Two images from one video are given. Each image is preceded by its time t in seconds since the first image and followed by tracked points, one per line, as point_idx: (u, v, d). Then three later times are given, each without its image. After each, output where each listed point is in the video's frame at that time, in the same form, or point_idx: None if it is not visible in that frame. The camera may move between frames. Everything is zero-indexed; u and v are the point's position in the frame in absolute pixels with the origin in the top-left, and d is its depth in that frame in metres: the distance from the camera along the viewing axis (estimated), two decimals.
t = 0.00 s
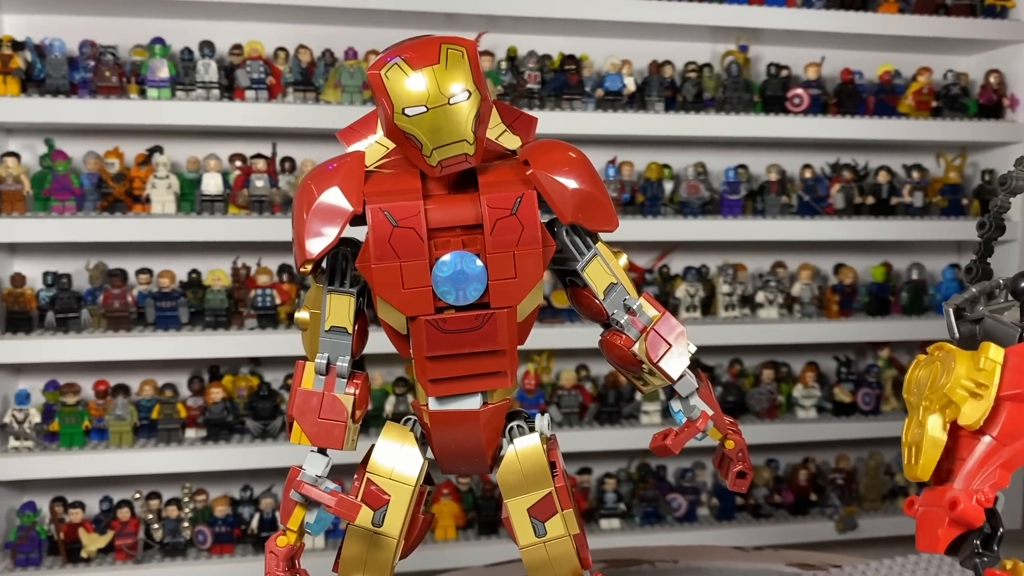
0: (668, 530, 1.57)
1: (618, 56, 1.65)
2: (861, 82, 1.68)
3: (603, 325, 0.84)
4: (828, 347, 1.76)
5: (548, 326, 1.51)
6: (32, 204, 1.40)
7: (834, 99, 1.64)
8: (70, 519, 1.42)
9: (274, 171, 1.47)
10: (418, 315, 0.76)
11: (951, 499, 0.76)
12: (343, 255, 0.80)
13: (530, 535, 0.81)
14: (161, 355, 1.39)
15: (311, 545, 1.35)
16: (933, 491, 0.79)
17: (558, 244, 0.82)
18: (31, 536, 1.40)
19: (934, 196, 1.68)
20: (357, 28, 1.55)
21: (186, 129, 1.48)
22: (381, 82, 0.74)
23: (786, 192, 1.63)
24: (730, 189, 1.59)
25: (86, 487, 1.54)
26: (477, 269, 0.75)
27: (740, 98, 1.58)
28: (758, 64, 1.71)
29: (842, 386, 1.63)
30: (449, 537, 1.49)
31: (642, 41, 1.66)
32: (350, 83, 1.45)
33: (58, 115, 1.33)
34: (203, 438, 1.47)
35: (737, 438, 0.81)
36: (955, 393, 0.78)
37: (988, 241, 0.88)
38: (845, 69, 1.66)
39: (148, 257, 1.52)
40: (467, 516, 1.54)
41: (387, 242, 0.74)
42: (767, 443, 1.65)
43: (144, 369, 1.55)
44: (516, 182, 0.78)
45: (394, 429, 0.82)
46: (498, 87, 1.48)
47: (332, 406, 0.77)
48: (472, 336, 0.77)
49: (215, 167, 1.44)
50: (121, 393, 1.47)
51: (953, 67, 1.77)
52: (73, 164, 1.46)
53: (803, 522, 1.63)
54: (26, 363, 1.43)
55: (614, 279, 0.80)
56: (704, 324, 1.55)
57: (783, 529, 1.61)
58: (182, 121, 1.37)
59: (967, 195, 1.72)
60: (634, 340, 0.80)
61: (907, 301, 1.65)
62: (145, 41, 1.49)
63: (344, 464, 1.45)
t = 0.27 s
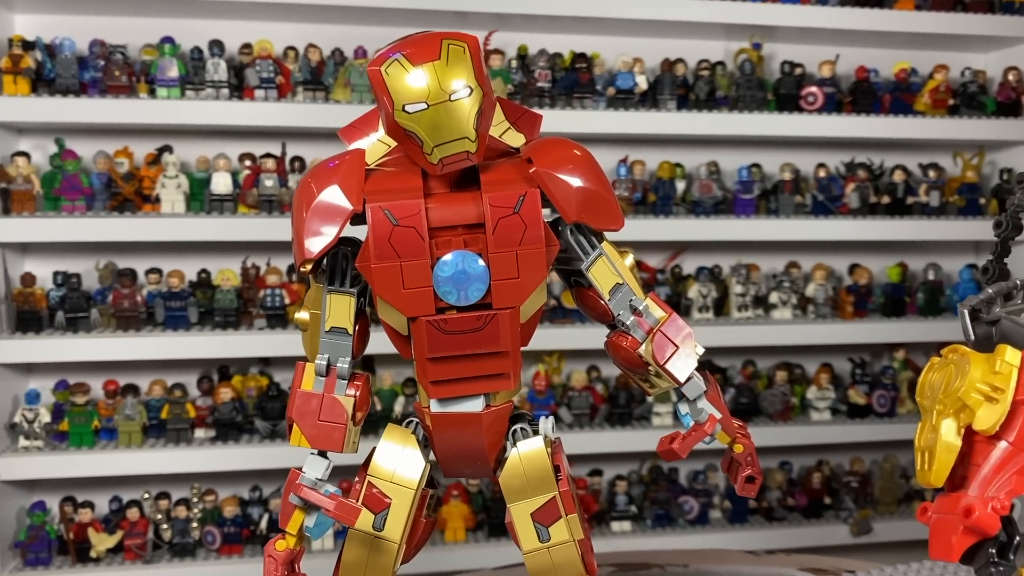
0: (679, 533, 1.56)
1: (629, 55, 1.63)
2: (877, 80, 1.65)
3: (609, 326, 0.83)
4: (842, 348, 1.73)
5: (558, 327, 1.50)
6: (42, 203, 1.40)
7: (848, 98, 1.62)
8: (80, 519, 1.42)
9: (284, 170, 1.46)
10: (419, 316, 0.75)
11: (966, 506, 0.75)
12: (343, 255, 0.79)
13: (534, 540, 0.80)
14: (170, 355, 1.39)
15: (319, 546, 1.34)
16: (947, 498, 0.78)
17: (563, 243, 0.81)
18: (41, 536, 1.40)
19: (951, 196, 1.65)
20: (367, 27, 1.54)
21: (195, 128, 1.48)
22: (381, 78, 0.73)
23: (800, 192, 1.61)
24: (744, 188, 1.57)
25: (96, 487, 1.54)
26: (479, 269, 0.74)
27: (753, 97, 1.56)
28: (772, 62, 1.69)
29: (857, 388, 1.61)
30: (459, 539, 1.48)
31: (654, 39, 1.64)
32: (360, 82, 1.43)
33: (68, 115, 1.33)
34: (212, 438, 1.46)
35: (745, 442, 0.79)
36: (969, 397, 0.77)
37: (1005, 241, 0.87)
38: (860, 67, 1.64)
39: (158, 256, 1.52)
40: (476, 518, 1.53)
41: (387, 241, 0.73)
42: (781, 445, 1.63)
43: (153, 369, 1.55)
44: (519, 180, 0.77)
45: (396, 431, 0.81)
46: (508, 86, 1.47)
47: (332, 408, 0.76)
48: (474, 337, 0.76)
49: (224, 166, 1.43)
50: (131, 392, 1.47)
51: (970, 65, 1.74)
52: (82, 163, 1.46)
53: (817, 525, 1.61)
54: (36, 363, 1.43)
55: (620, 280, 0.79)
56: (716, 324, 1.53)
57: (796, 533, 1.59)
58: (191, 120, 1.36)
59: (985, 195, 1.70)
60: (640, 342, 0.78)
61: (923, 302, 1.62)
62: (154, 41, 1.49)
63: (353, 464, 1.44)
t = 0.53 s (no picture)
0: (688, 535, 1.55)
1: (638, 54, 1.62)
2: (888, 79, 1.64)
3: (612, 328, 0.82)
4: (853, 350, 1.72)
5: (565, 328, 1.49)
6: (51, 204, 1.41)
7: (859, 97, 1.61)
8: (88, 519, 1.42)
9: (291, 171, 1.46)
10: (420, 317, 0.75)
11: (972, 511, 0.74)
12: (343, 256, 0.79)
13: (535, 543, 0.79)
14: (178, 355, 1.39)
15: (325, 547, 1.34)
16: (955, 504, 0.76)
17: (565, 245, 0.80)
18: (49, 535, 1.40)
19: (963, 196, 1.64)
20: (374, 27, 1.54)
21: (203, 129, 1.48)
22: (381, 78, 0.72)
23: (810, 192, 1.59)
24: (753, 188, 1.56)
25: (104, 487, 1.55)
26: (480, 271, 0.74)
27: (763, 96, 1.55)
28: (781, 61, 1.68)
29: (868, 389, 1.59)
30: (466, 541, 1.48)
31: (663, 38, 1.63)
32: (367, 83, 1.44)
33: (76, 116, 1.34)
34: (220, 438, 1.46)
35: (750, 446, 0.78)
36: (977, 400, 0.76)
37: (1015, 242, 0.85)
38: (870, 67, 1.63)
39: (166, 257, 1.52)
40: (483, 519, 1.53)
41: (387, 242, 0.73)
42: (790, 447, 1.62)
43: (161, 370, 1.55)
44: (520, 181, 0.76)
45: (397, 433, 0.81)
46: (515, 86, 1.46)
47: (332, 410, 0.76)
48: (475, 339, 0.76)
49: (232, 167, 1.43)
50: (139, 393, 1.47)
51: (983, 64, 1.73)
52: (91, 164, 1.46)
53: (827, 528, 1.60)
54: (45, 363, 1.44)
55: (623, 281, 0.78)
56: (725, 326, 1.52)
57: (806, 536, 1.58)
58: (198, 121, 1.36)
59: (997, 195, 1.68)
60: (643, 344, 0.78)
61: (934, 303, 1.61)
62: (162, 41, 1.49)
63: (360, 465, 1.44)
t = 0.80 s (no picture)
0: (697, 534, 1.55)
1: (647, 52, 1.62)
2: (898, 77, 1.63)
3: (624, 324, 0.82)
4: (863, 348, 1.71)
5: (575, 326, 1.49)
6: (61, 202, 1.41)
7: (869, 95, 1.60)
8: (98, 517, 1.42)
9: (301, 169, 1.46)
10: (432, 312, 0.75)
11: (989, 508, 0.73)
12: (355, 251, 0.79)
13: (547, 539, 0.79)
14: (187, 353, 1.39)
15: (335, 545, 1.34)
16: (970, 500, 0.76)
17: (578, 240, 0.80)
18: (60, 533, 1.41)
19: (974, 194, 1.63)
20: (383, 25, 1.54)
21: (213, 127, 1.48)
22: (393, 73, 0.72)
23: (820, 190, 1.59)
24: (763, 186, 1.56)
25: (114, 485, 1.55)
26: (492, 266, 0.74)
27: (773, 94, 1.54)
28: (791, 59, 1.67)
29: (878, 388, 1.59)
30: (475, 539, 1.48)
31: (672, 36, 1.63)
32: (376, 81, 1.44)
33: (86, 114, 1.34)
34: (229, 436, 1.46)
35: (762, 442, 0.78)
36: (993, 396, 0.75)
37: None
38: (881, 64, 1.62)
39: (176, 255, 1.52)
40: (492, 518, 1.52)
41: (399, 237, 0.73)
42: (800, 446, 1.62)
43: (171, 368, 1.55)
44: (532, 176, 0.76)
45: (408, 429, 0.81)
46: (525, 83, 1.46)
47: (344, 404, 0.76)
48: (487, 334, 0.75)
49: (241, 165, 1.43)
50: (148, 390, 1.47)
51: (994, 61, 1.72)
52: (101, 162, 1.47)
53: (837, 528, 1.59)
54: (55, 361, 1.44)
55: (635, 276, 0.78)
56: (735, 324, 1.52)
57: (816, 535, 1.57)
58: (207, 119, 1.37)
59: (1009, 193, 1.67)
60: (656, 339, 0.78)
61: (946, 302, 1.60)
62: (172, 40, 1.49)
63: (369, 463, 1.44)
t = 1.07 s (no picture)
0: (702, 534, 1.54)
1: (651, 51, 1.62)
2: (903, 75, 1.63)
3: (627, 322, 0.81)
4: (868, 348, 1.71)
5: (579, 325, 1.49)
6: (66, 201, 1.41)
7: (874, 93, 1.60)
8: (102, 515, 1.42)
9: (305, 168, 1.46)
10: (434, 310, 0.75)
11: (994, 506, 0.73)
12: (358, 248, 0.78)
13: (550, 538, 0.79)
14: (192, 352, 1.39)
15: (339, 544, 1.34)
16: (974, 499, 0.76)
17: (580, 238, 0.80)
18: (64, 531, 1.41)
19: (980, 193, 1.62)
20: (387, 24, 1.54)
21: (217, 127, 1.48)
22: (396, 70, 0.72)
23: (825, 189, 1.58)
24: (767, 185, 1.55)
25: (119, 484, 1.55)
26: (495, 263, 0.74)
27: (777, 93, 1.54)
28: (796, 58, 1.67)
29: (883, 388, 1.58)
30: (479, 538, 1.48)
31: (677, 35, 1.63)
32: (380, 79, 1.43)
33: (91, 113, 1.34)
34: (233, 435, 1.46)
35: (766, 441, 0.77)
36: (997, 394, 0.75)
37: None
38: (886, 62, 1.61)
39: (180, 254, 1.52)
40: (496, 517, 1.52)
41: (402, 234, 0.73)
42: (805, 446, 1.61)
43: (175, 367, 1.56)
44: (535, 173, 0.76)
45: (410, 427, 0.81)
46: (529, 82, 1.46)
47: (346, 402, 0.76)
48: (489, 331, 0.75)
49: (246, 164, 1.43)
50: (153, 389, 1.47)
51: (1000, 59, 1.71)
52: (105, 161, 1.47)
53: (842, 528, 1.59)
54: (60, 360, 1.44)
55: (638, 274, 0.78)
56: (739, 323, 1.51)
57: (821, 535, 1.57)
58: (211, 118, 1.37)
59: (1015, 192, 1.66)
60: (659, 337, 0.77)
61: (951, 301, 1.60)
62: (176, 39, 1.49)
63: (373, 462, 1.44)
